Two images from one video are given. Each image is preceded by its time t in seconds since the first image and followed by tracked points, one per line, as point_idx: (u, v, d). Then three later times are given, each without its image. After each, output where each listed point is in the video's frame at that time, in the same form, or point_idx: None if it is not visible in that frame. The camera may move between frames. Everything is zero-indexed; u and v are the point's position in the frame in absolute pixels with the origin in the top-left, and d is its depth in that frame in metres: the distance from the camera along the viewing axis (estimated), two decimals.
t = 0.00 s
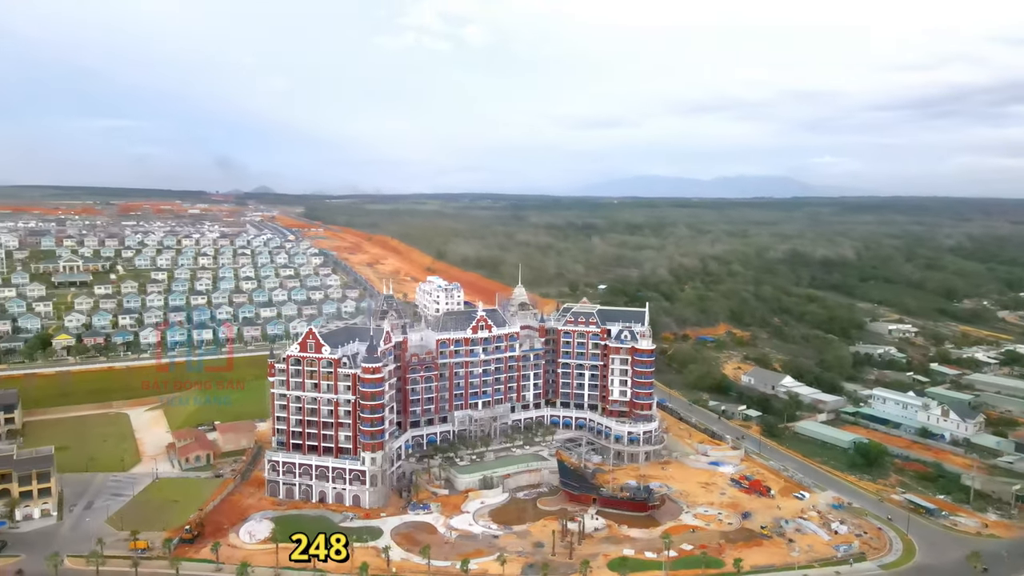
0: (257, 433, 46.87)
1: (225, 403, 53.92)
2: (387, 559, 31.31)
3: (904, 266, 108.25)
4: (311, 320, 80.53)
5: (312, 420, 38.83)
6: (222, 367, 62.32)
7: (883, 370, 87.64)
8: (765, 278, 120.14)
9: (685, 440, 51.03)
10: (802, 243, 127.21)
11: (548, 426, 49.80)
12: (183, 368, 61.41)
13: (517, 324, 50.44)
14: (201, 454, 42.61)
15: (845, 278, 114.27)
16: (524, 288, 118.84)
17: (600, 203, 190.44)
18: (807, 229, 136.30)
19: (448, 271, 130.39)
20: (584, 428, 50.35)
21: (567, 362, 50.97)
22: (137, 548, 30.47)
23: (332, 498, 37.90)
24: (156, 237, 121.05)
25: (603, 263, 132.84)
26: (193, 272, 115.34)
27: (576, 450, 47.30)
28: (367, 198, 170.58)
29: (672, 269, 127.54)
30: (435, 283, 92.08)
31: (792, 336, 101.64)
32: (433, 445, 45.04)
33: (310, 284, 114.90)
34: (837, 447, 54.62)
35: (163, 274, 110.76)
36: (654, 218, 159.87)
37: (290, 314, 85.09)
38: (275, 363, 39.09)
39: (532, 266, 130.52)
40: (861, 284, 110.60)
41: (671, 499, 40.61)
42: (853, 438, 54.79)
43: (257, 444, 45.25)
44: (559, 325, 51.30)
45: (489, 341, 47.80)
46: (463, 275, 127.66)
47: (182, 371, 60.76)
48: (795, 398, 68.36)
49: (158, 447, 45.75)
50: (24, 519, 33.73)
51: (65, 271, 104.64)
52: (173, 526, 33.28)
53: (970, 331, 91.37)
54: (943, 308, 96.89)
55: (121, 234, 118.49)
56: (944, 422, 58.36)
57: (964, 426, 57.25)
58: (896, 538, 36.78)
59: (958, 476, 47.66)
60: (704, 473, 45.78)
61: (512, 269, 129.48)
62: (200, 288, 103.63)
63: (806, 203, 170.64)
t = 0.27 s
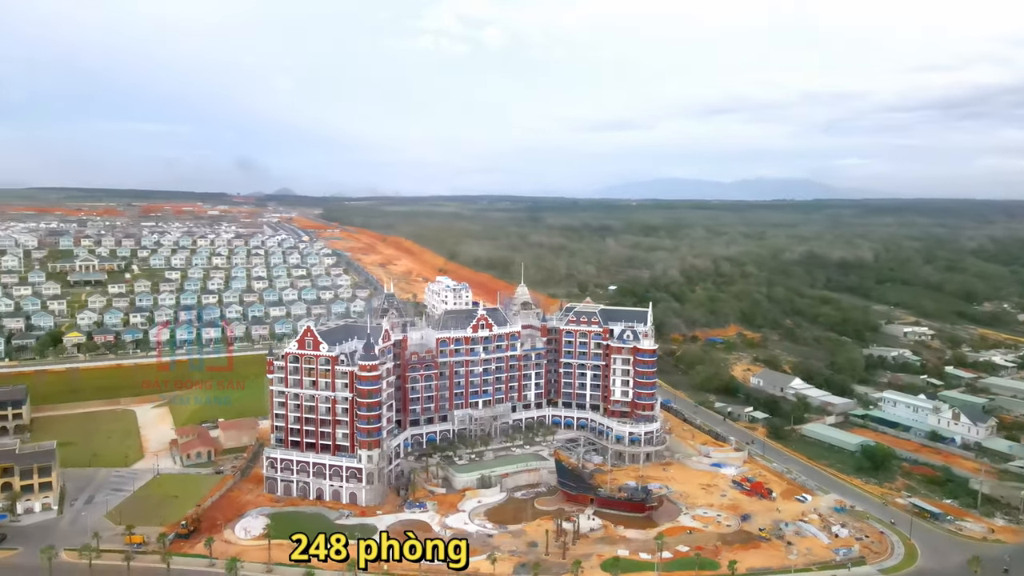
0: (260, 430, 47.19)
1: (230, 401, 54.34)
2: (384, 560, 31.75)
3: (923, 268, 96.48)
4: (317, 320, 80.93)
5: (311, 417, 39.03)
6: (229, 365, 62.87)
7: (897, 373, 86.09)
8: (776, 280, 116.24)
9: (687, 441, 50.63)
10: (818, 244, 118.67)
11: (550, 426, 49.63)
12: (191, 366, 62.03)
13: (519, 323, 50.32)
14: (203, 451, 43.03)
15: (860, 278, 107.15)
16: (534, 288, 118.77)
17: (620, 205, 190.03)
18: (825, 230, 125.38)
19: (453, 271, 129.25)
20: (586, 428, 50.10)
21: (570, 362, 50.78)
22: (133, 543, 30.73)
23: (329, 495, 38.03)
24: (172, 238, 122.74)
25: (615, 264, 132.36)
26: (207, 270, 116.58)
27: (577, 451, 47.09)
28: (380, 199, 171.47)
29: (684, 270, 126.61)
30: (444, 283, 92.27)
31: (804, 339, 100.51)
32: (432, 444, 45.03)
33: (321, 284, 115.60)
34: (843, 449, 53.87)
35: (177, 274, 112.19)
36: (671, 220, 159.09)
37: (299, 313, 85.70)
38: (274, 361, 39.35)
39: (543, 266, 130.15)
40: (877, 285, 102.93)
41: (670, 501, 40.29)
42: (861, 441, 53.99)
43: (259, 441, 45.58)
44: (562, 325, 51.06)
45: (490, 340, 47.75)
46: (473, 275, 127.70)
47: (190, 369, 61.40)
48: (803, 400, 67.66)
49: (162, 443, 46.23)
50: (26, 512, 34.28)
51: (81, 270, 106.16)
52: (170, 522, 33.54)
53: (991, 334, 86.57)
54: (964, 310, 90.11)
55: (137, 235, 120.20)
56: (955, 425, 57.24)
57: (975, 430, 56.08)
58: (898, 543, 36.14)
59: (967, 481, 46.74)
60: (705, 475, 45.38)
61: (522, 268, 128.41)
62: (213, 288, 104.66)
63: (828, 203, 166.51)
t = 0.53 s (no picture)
0: (262, 427, 47.56)
1: (234, 398, 54.83)
2: (385, 560, 31.89)
3: (942, 269, 103.47)
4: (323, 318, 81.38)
5: (309, 415, 39.28)
6: (235, 363, 63.46)
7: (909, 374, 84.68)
8: (789, 280, 117.12)
9: (689, 443, 50.27)
10: (836, 246, 123.81)
11: (550, 426, 49.50)
12: (199, 363, 62.67)
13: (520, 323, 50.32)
14: (204, 447, 43.44)
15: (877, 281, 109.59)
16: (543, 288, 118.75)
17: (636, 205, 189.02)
18: (846, 232, 131.90)
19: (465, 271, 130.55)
20: (587, 428, 49.93)
21: (571, 362, 50.62)
22: (130, 538, 31.03)
23: (326, 493, 38.23)
24: (186, 237, 124.40)
25: (626, 264, 131.90)
26: (219, 268, 117.66)
27: (577, 451, 46.92)
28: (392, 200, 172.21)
29: (695, 270, 125.69)
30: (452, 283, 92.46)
31: (814, 339, 98.60)
32: (432, 442, 45.11)
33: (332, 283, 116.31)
34: (849, 452, 53.20)
35: (190, 271, 112.35)
36: (688, 221, 158.47)
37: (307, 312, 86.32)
38: (273, 358, 39.67)
39: (553, 266, 129.87)
40: (894, 287, 106.30)
41: (669, 502, 40.03)
42: (867, 444, 53.29)
43: (261, 438, 45.89)
44: (563, 324, 50.88)
45: (490, 339, 47.74)
46: (482, 274, 127.80)
47: (197, 366, 62.06)
48: (810, 401, 67.09)
49: (166, 439, 46.72)
50: (27, 506, 34.88)
51: (96, 268, 106.97)
52: (167, 517, 33.93)
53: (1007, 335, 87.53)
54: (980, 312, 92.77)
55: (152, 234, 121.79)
56: (964, 428, 56.29)
57: (985, 433, 55.09)
58: (900, 547, 35.60)
59: (974, 485, 45.95)
60: (706, 476, 45.02)
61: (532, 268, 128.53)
62: (224, 286, 105.74)
63: (845, 203, 164.04)
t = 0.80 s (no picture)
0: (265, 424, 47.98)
1: (240, 396, 55.39)
2: (385, 560, 31.84)
3: (963, 270, 95.92)
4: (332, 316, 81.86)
5: (306, 412, 39.58)
6: (243, 360, 64.10)
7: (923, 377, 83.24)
8: (802, 280, 113.67)
9: (691, 444, 49.95)
10: (854, 245, 117.35)
11: (551, 426, 49.41)
12: (207, 360, 63.36)
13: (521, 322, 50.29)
14: (206, 444, 43.95)
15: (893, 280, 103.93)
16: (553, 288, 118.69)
17: (652, 205, 187.68)
18: (866, 230, 123.76)
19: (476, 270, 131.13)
20: (588, 428, 49.76)
21: (572, 361, 50.46)
22: (127, 532, 31.56)
23: (323, 490, 38.50)
24: (202, 236, 126.08)
25: (639, 263, 131.31)
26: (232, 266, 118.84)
27: (577, 451, 46.79)
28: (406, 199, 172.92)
29: (707, 270, 124.61)
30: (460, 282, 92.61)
31: (827, 339, 97.41)
32: (431, 441, 45.25)
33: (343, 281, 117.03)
34: (855, 455, 52.49)
35: (203, 269, 113.44)
36: (707, 220, 157.24)
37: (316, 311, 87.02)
38: (272, 356, 40.06)
39: (564, 265, 129.49)
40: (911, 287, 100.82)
41: (666, 503, 39.81)
42: (873, 446, 52.53)
43: (263, 434, 46.27)
44: (565, 323, 50.68)
45: (490, 338, 47.74)
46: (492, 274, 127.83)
47: (205, 364, 62.75)
48: (818, 403, 66.40)
49: (171, 435, 47.30)
50: (30, 500, 35.51)
51: (112, 266, 108.20)
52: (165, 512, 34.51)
53: None
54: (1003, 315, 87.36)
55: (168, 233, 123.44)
56: (975, 431, 55.26)
57: (995, 437, 54.04)
58: (899, 551, 35.07)
59: (982, 489, 45.10)
60: (706, 477, 44.69)
61: (543, 266, 128.05)
62: (237, 284, 106.81)
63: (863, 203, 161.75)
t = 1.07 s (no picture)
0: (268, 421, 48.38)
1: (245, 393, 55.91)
2: (385, 560, 31.87)
3: (985, 271, 93.55)
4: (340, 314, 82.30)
5: (305, 410, 39.85)
6: (249, 358, 64.69)
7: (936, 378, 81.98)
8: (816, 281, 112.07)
9: (693, 445, 49.60)
10: (872, 245, 114.41)
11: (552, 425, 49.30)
12: (215, 357, 64.04)
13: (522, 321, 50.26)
14: (208, 440, 44.46)
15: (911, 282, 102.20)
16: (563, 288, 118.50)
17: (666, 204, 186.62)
18: (887, 230, 120.72)
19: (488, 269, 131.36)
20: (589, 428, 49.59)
21: (574, 361, 50.31)
22: (125, 527, 32.11)
23: (321, 488, 38.76)
24: (216, 235, 127.43)
25: (651, 262, 130.64)
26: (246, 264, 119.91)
27: (577, 452, 46.64)
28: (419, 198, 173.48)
29: (719, 270, 123.66)
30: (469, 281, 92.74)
31: (839, 340, 96.25)
32: (431, 440, 45.41)
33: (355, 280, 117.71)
34: (861, 457, 51.82)
35: (217, 268, 114.53)
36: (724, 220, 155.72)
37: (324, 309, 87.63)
38: (272, 354, 40.44)
39: (575, 264, 129.11)
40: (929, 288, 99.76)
41: (664, 505, 39.57)
42: (880, 449, 51.81)
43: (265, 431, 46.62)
44: (566, 323, 50.55)
45: (491, 338, 47.74)
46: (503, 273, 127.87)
47: (213, 361, 63.43)
48: (826, 404, 65.70)
49: (175, 431, 47.85)
50: (33, 494, 36.08)
51: (128, 264, 109.51)
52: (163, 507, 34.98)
53: None
54: None
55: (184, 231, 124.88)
56: (985, 435, 54.48)
57: (1005, 440, 53.37)
58: (899, 557, 34.54)
59: (989, 494, 44.30)
60: (707, 479, 44.34)
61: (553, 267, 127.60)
62: (249, 282, 107.81)
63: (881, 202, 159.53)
